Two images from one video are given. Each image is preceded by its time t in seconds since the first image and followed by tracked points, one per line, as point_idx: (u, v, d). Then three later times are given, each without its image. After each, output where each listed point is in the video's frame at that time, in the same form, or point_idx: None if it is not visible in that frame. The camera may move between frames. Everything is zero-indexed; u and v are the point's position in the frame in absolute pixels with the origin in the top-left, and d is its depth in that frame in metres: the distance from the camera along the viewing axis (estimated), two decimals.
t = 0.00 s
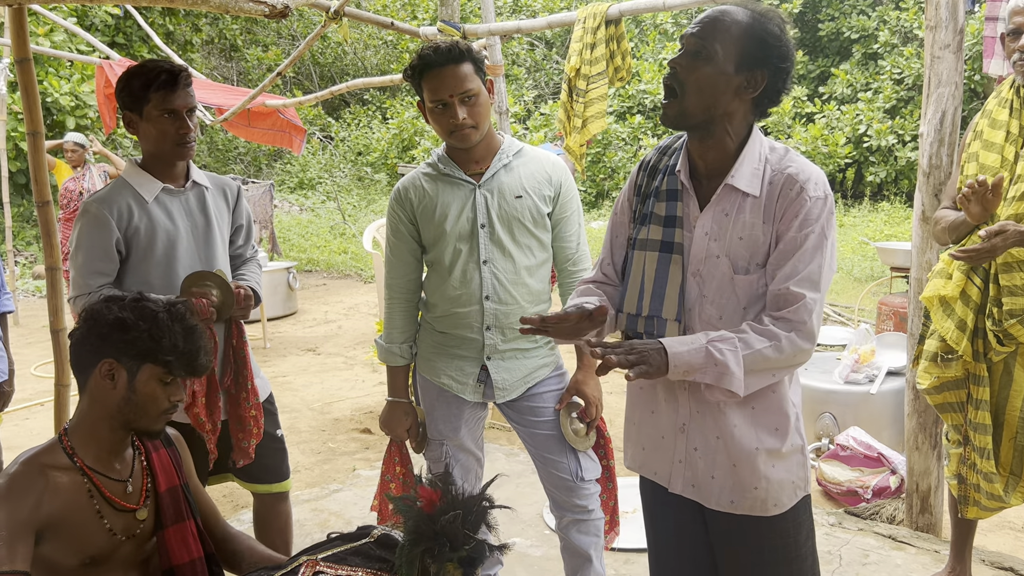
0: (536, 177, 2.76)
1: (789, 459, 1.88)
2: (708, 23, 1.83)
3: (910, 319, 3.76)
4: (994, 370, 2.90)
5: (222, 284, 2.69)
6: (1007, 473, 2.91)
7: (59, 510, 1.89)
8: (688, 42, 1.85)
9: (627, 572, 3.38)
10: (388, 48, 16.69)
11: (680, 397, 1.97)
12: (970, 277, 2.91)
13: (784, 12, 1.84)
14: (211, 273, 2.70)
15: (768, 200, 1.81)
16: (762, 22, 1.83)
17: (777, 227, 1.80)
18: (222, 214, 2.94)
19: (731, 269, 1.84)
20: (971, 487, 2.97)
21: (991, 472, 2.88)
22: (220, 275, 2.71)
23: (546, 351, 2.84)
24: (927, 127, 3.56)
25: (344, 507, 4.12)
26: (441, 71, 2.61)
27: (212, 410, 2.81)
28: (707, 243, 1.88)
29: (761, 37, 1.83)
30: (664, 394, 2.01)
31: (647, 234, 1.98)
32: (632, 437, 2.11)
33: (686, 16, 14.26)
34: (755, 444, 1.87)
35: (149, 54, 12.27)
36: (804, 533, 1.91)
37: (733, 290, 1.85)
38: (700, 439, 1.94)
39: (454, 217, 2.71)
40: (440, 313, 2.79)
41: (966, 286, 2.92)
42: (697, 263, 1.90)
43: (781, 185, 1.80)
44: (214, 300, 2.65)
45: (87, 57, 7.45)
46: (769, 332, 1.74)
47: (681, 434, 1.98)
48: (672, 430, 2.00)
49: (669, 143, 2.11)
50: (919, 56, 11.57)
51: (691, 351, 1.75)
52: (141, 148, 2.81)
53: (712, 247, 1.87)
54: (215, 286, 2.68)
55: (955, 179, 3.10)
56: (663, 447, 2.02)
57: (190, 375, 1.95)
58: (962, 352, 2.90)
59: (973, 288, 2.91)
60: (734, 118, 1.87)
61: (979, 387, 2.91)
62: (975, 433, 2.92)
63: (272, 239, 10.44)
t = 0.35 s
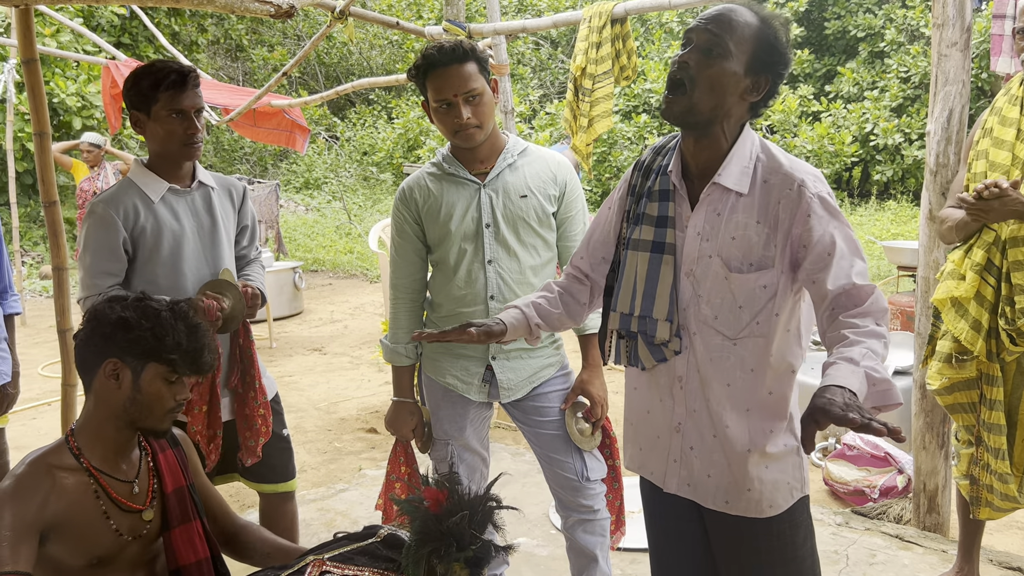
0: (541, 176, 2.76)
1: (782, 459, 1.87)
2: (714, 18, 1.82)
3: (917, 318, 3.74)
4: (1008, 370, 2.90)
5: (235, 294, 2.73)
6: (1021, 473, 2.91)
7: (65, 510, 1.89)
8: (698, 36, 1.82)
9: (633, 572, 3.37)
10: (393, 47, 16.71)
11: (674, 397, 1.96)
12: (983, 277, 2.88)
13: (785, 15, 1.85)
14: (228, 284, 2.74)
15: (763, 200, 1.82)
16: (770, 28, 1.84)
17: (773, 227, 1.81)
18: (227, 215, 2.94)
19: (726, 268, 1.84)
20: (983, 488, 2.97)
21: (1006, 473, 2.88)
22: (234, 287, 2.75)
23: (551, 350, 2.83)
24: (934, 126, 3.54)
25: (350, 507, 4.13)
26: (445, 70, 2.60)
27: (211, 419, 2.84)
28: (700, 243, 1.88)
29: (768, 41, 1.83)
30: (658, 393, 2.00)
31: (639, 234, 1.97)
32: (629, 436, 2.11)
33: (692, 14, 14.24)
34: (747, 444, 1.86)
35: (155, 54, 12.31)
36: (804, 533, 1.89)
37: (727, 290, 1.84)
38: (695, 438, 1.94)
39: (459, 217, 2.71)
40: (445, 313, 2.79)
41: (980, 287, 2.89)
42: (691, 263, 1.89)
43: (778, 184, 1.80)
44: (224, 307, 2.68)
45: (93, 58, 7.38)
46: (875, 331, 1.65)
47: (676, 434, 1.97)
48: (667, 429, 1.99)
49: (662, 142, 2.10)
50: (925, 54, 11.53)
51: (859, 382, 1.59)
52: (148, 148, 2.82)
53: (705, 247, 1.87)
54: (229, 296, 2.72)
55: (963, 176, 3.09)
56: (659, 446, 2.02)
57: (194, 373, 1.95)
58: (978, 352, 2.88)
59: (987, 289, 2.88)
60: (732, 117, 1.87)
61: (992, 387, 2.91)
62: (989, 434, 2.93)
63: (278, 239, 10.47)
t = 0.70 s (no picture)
0: (546, 177, 2.77)
1: (787, 459, 1.86)
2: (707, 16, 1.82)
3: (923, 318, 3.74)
4: (1014, 370, 2.89)
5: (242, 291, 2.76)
6: None
7: (75, 508, 1.91)
8: (691, 33, 1.82)
9: (638, 571, 3.38)
10: (399, 47, 16.74)
11: (674, 397, 1.97)
12: (988, 278, 2.87)
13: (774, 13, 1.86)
14: (237, 284, 2.77)
15: (754, 198, 1.82)
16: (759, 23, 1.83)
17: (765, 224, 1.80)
18: (233, 215, 2.96)
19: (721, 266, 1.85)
20: (988, 489, 2.96)
21: (1011, 474, 2.87)
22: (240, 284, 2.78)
23: (555, 350, 2.84)
24: (939, 125, 3.53)
25: (355, 506, 4.14)
26: (450, 69, 2.61)
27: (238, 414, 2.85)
28: (697, 242, 1.88)
29: (757, 36, 1.83)
30: (660, 393, 2.00)
31: (639, 235, 1.99)
32: (633, 437, 2.12)
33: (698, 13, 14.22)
34: (749, 445, 1.86)
35: (161, 55, 12.36)
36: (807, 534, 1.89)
37: (723, 289, 1.85)
38: (695, 438, 1.93)
39: (464, 217, 2.72)
40: (450, 313, 2.80)
41: (985, 287, 2.88)
42: (689, 262, 1.90)
43: (767, 182, 1.79)
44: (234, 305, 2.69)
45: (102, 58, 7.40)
46: (765, 324, 1.72)
47: (678, 434, 1.97)
48: (669, 430, 2.00)
49: (661, 142, 2.11)
50: (932, 52, 11.49)
51: (686, 338, 1.72)
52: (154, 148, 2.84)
53: (701, 246, 1.88)
54: (237, 293, 2.75)
55: (969, 178, 3.08)
56: (662, 447, 2.02)
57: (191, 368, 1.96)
58: (982, 353, 2.87)
59: (991, 289, 2.87)
60: (726, 114, 1.87)
61: (997, 388, 2.89)
62: (994, 435, 2.91)
63: (284, 238, 10.50)
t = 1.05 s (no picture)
0: (550, 176, 2.76)
1: (793, 459, 1.85)
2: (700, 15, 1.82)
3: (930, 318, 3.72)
4: None
5: (242, 295, 2.75)
6: None
7: (79, 507, 1.92)
8: (685, 34, 1.82)
9: (643, 571, 3.37)
10: (404, 46, 16.76)
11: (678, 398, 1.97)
12: (1002, 277, 2.87)
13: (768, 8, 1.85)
14: (236, 286, 2.75)
15: (759, 196, 1.81)
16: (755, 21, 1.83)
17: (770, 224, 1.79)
18: (236, 214, 2.96)
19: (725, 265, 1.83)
20: (1000, 490, 2.94)
21: None
22: (241, 288, 2.77)
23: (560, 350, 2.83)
24: (945, 123, 3.52)
25: (359, 505, 4.14)
26: (455, 68, 2.61)
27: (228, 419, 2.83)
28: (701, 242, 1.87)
29: (754, 32, 1.83)
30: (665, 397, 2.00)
31: (642, 237, 1.98)
32: (639, 440, 2.12)
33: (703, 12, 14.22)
34: (756, 446, 1.85)
35: (166, 55, 12.39)
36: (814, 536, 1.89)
37: (725, 289, 1.84)
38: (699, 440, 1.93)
39: (468, 217, 2.71)
40: (455, 312, 2.79)
41: (999, 287, 2.87)
42: (693, 263, 1.89)
43: (772, 180, 1.78)
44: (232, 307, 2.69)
45: (109, 58, 7.41)
46: (806, 334, 1.65)
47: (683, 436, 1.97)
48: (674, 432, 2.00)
49: (664, 143, 2.10)
50: (938, 51, 11.46)
51: (745, 378, 1.61)
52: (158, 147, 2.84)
53: (705, 246, 1.87)
54: (236, 296, 2.74)
55: (976, 172, 3.06)
56: (667, 448, 2.02)
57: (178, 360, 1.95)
58: (995, 352, 2.86)
59: (1005, 288, 2.86)
60: (725, 112, 1.86)
61: (1011, 388, 2.88)
62: (1008, 436, 2.90)
63: (289, 238, 10.51)
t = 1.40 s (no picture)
0: (554, 176, 2.76)
1: (812, 436, 1.86)
2: None
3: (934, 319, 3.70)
4: None
5: (240, 284, 2.71)
6: None
7: (80, 505, 1.92)
8: (688, 50, 1.75)
9: (645, 572, 3.37)
10: (408, 47, 16.77)
11: (694, 373, 1.95)
12: (1005, 277, 2.84)
13: None
14: (229, 274, 2.71)
15: (793, 167, 1.80)
16: None
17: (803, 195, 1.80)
18: (239, 214, 2.96)
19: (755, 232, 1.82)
20: (1003, 491, 2.93)
21: None
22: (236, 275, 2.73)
23: (563, 350, 2.84)
24: (950, 125, 3.51)
25: (362, 505, 4.15)
26: (457, 69, 2.61)
27: (232, 410, 2.84)
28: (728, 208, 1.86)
29: (742, 8, 1.72)
30: (676, 370, 1.98)
31: (665, 204, 1.91)
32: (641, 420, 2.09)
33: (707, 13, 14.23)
34: (777, 417, 1.85)
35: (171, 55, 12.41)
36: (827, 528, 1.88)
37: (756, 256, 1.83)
38: (716, 414, 1.92)
39: (472, 217, 2.71)
40: (458, 312, 2.79)
41: (1001, 287, 2.85)
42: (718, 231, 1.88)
43: (807, 154, 1.78)
44: (231, 299, 2.68)
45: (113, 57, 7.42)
46: (838, 268, 1.71)
47: (695, 410, 1.96)
48: (685, 406, 1.98)
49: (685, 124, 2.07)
50: (943, 52, 11.45)
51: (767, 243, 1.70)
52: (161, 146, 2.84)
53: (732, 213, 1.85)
54: (233, 286, 2.70)
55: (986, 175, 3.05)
56: (674, 427, 2.00)
57: (168, 356, 1.95)
58: (998, 353, 2.85)
59: (1008, 288, 2.84)
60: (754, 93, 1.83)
61: (1014, 389, 2.87)
62: (1011, 438, 2.88)
63: (292, 238, 10.52)
